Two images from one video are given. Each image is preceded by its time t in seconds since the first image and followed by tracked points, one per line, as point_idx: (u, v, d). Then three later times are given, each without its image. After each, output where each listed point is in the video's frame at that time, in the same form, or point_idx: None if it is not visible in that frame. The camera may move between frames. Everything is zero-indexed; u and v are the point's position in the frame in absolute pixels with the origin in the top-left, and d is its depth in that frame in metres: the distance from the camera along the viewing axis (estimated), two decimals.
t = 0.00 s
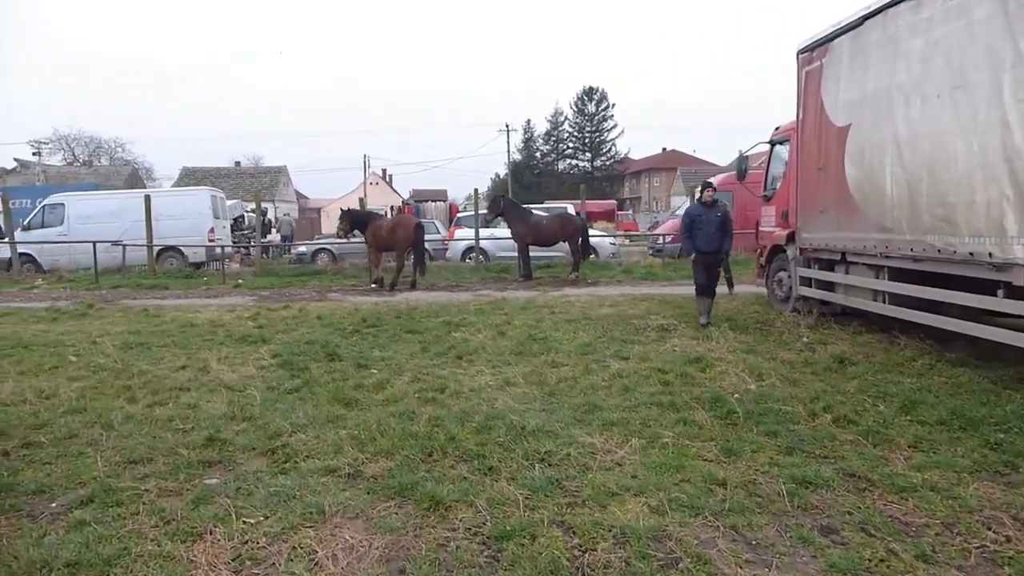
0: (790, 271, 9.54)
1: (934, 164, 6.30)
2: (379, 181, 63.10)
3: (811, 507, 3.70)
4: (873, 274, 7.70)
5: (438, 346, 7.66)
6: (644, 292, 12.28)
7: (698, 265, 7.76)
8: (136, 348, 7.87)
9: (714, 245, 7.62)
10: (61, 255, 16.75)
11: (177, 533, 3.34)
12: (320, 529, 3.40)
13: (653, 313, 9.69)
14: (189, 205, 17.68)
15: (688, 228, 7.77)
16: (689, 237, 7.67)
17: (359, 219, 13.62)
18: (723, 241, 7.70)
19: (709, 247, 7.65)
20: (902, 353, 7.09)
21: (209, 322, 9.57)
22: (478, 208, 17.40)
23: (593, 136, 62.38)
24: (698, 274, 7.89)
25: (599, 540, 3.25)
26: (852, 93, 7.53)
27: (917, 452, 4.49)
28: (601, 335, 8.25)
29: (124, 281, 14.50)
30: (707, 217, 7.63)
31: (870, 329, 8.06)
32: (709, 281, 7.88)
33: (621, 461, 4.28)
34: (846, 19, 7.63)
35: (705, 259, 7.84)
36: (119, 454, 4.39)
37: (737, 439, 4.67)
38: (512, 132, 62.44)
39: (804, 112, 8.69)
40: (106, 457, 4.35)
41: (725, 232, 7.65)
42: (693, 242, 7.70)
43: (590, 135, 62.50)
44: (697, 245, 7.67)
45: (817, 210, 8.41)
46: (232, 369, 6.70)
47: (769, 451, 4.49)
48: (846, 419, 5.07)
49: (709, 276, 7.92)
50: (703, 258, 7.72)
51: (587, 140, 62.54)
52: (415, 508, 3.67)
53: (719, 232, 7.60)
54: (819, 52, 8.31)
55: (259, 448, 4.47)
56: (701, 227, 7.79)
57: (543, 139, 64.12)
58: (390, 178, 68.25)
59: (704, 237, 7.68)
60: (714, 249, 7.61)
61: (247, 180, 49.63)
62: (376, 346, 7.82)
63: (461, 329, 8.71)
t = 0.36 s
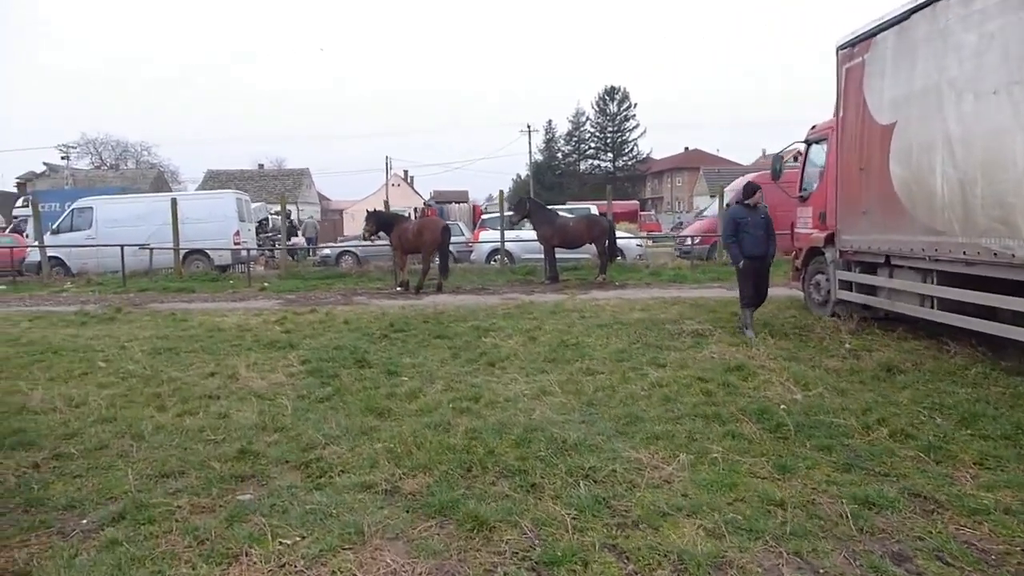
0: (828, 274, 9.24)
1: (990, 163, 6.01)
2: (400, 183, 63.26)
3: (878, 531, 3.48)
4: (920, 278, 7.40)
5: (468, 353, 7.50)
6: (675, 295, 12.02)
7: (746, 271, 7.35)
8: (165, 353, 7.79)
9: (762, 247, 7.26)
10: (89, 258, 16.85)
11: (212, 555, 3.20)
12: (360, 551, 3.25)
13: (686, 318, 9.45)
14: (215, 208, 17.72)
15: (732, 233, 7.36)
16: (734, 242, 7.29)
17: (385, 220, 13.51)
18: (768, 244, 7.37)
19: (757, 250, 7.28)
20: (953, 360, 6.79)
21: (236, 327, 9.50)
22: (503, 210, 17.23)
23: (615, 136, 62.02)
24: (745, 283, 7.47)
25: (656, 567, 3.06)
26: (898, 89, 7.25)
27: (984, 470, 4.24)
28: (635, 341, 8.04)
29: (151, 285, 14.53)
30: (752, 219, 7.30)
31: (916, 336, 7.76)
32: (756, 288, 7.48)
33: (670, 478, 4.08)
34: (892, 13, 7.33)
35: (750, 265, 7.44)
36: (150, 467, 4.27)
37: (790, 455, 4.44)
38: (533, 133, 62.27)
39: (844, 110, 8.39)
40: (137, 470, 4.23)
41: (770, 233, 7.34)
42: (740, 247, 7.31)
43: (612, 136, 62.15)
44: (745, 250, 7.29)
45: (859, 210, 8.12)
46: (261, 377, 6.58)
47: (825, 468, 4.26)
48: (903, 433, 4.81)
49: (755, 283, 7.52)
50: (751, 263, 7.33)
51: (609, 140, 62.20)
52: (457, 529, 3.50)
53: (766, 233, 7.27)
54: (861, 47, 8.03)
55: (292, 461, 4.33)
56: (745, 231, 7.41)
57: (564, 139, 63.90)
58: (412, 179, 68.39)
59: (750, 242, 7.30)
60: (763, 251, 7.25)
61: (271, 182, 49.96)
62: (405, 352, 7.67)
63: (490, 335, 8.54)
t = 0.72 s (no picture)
0: (864, 278, 8.97)
1: None
2: (417, 185, 63.32)
3: (952, 552, 3.25)
4: (964, 280, 7.14)
5: (497, 358, 7.30)
6: (702, 298, 11.77)
7: (790, 273, 7.08)
8: (188, 359, 7.67)
9: (808, 249, 7.02)
10: (109, 262, 16.85)
11: None
12: (400, 573, 3.07)
13: (717, 322, 9.20)
14: (234, 211, 17.67)
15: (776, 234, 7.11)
16: (778, 242, 7.03)
17: (405, 223, 13.35)
18: (813, 246, 7.13)
19: (802, 251, 7.02)
20: (1003, 366, 6.51)
21: (258, 331, 9.37)
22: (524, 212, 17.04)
23: (631, 137, 61.73)
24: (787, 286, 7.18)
25: None
26: (941, 86, 6.99)
27: None
28: (666, 346, 7.81)
29: (172, 288, 14.48)
30: (798, 219, 7.06)
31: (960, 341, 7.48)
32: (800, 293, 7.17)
33: (721, 492, 3.86)
34: (935, 7, 7.07)
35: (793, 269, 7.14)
36: (178, 480, 4.13)
37: (846, 468, 4.21)
38: (549, 134, 62.08)
39: (882, 108, 8.14)
40: (165, 483, 4.09)
41: (815, 235, 7.08)
42: (784, 248, 7.05)
43: (628, 137, 61.86)
44: (790, 250, 7.03)
45: (898, 211, 7.86)
46: (287, 383, 6.43)
47: (883, 482, 4.03)
48: (963, 444, 4.57)
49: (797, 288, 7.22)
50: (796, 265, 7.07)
51: (625, 141, 61.91)
52: (502, 549, 3.32)
53: (812, 234, 7.05)
54: (900, 43, 7.79)
55: (323, 473, 4.17)
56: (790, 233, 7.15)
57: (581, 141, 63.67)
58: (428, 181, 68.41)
59: (794, 243, 7.03)
60: (809, 252, 7.00)
61: (288, 185, 50.13)
62: (432, 357, 7.50)
63: (517, 339, 8.35)
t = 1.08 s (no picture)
0: (880, 278, 8.80)
1: None
2: (418, 186, 63.18)
3: (1002, 567, 3.09)
4: (986, 281, 7.00)
5: (509, 361, 7.16)
6: (711, 298, 11.64)
7: (819, 276, 6.92)
8: (193, 362, 7.53)
9: (838, 252, 6.82)
10: (111, 263, 16.71)
11: None
12: None
13: (730, 323, 9.06)
14: (236, 211, 17.54)
15: (806, 236, 6.94)
16: (805, 245, 6.88)
17: (410, 223, 13.19)
18: (846, 248, 6.88)
19: (831, 255, 6.81)
20: None
21: (264, 333, 9.23)
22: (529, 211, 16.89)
23: (633, 137, 61.61)
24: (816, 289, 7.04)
25: None
26: (963, 84, 6.85)
27: None
28: (681, 348, 7.67)
29: (174, 289, 14.35)
30: (828, 220, 6.86)
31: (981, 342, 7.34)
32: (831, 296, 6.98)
33: (754, 502, 3.71)
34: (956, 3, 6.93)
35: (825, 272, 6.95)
36: (188, 490, 3.98)
37: (880, 475, 4.05)
38: (550, 135, 61.97)
39: (900, 107, 8.00)
40: (174, 493, 3.94)
41: (847, 237, 6.82)
42: (812, 250, 6.88)
43: (630, 136, 61.75)
44: (818, 253, 6.86)
45: (918, 210, 7.71)
46: (296, 387, 6.28)
47: (921, 489, 3.88)
48: (999, 451, 4.41)
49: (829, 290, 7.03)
50: (824, 268, 6.90)
51: (627, 141, 61.79)
52: (530, 566, 3.17)
53: (843, 236, 6.83)
54: (920, 40, 7.65)
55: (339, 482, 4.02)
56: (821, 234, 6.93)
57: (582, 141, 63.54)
58: (429, 182, 68.29)
59: (823, 246, 6.83)
60: (838, 256, 6.82)
61: (289, 186, 50.00)
62: (442, 360, 7.35)
63: (528, 341, 8.21)
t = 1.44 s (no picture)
0: (886, 279, 8.73)
1: None
2: (417, 186, 63.06)
3: None
4: (995, 283, 6.92)
5: (514, 364, 7.07)
6: (715, 300, 11.57)
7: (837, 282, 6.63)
8: (194, 365, 7.44)
9: (856, 255, 6.53)
10: (110, 264, 16.61)
11: None
12: None
13: (735, 325, 8.99)
14: (236, 212, 17.44)
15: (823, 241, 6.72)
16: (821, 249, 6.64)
17: (410, 223, 13.10)
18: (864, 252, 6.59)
19: (848, 258, 6.52)
20: None
21: (265, 336, 9.15)
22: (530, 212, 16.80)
23: (632, 137, 61.53)
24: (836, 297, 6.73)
25: None
26: (972, 83, 6.78)
27: None
28: (687, 350, 7.59)
29: (174, 291, 14.25)
30: (844, 223, 6.62)
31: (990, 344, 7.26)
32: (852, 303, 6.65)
33: (769, 511, 3.63)
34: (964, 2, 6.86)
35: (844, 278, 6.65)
36: (190, 498, 3.89)
37: (896, 482, 3.96)
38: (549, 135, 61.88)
39: (908, 107, 7.94)
40: (176, 501, 3.85)
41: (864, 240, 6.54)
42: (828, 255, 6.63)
43: (629, 136, 61.68)
44: (835, 258, 6.59)
45: (925, 211, 7.66)
46: (298, 391, 6.19)
47: (938, 497, 3.79)
48: (1015, 456, 4.33)
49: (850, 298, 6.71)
50: (843, 273, 6.60)
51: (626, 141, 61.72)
52: None
53: (861, 239, 6.55)
54: (927, 39, 7.59)
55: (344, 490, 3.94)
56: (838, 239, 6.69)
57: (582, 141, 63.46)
58: (428, 182, 68.19)
59: (839, 250, 6.57)
60: (856, 260, 6.53)
61: (288, 186, 49.88)
62: (446, 363, 7.27)
63: (532, 343, 8.13)
